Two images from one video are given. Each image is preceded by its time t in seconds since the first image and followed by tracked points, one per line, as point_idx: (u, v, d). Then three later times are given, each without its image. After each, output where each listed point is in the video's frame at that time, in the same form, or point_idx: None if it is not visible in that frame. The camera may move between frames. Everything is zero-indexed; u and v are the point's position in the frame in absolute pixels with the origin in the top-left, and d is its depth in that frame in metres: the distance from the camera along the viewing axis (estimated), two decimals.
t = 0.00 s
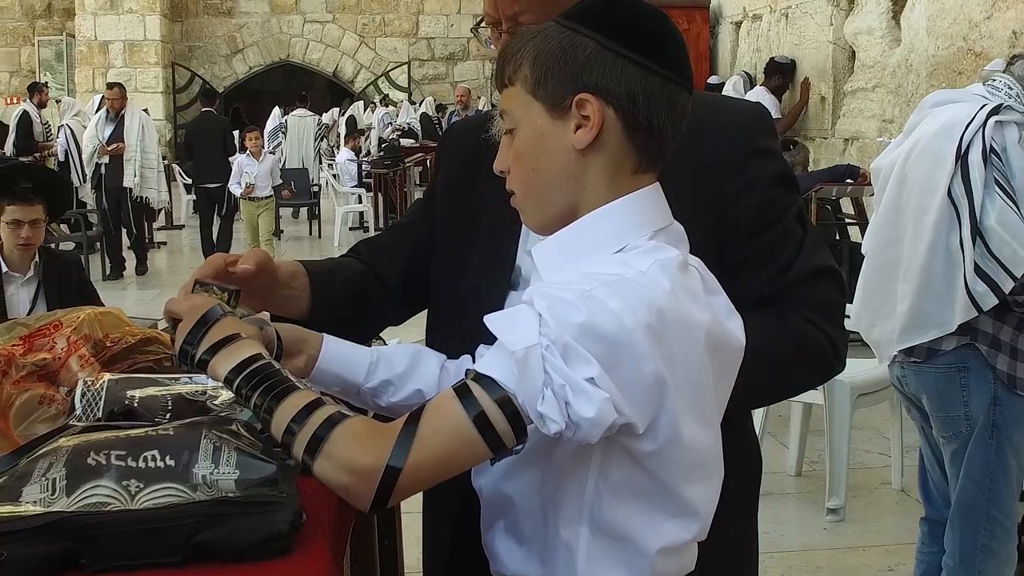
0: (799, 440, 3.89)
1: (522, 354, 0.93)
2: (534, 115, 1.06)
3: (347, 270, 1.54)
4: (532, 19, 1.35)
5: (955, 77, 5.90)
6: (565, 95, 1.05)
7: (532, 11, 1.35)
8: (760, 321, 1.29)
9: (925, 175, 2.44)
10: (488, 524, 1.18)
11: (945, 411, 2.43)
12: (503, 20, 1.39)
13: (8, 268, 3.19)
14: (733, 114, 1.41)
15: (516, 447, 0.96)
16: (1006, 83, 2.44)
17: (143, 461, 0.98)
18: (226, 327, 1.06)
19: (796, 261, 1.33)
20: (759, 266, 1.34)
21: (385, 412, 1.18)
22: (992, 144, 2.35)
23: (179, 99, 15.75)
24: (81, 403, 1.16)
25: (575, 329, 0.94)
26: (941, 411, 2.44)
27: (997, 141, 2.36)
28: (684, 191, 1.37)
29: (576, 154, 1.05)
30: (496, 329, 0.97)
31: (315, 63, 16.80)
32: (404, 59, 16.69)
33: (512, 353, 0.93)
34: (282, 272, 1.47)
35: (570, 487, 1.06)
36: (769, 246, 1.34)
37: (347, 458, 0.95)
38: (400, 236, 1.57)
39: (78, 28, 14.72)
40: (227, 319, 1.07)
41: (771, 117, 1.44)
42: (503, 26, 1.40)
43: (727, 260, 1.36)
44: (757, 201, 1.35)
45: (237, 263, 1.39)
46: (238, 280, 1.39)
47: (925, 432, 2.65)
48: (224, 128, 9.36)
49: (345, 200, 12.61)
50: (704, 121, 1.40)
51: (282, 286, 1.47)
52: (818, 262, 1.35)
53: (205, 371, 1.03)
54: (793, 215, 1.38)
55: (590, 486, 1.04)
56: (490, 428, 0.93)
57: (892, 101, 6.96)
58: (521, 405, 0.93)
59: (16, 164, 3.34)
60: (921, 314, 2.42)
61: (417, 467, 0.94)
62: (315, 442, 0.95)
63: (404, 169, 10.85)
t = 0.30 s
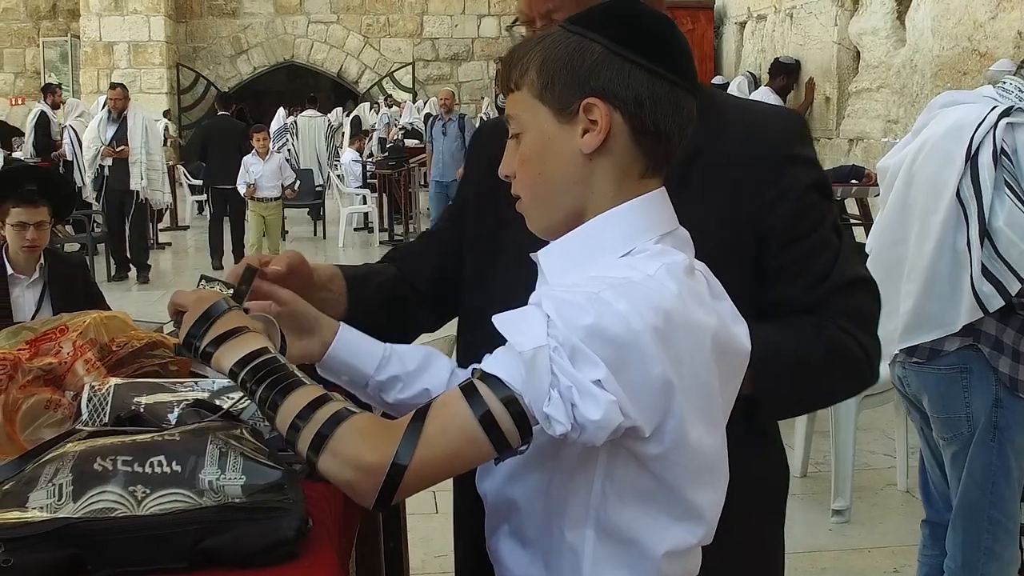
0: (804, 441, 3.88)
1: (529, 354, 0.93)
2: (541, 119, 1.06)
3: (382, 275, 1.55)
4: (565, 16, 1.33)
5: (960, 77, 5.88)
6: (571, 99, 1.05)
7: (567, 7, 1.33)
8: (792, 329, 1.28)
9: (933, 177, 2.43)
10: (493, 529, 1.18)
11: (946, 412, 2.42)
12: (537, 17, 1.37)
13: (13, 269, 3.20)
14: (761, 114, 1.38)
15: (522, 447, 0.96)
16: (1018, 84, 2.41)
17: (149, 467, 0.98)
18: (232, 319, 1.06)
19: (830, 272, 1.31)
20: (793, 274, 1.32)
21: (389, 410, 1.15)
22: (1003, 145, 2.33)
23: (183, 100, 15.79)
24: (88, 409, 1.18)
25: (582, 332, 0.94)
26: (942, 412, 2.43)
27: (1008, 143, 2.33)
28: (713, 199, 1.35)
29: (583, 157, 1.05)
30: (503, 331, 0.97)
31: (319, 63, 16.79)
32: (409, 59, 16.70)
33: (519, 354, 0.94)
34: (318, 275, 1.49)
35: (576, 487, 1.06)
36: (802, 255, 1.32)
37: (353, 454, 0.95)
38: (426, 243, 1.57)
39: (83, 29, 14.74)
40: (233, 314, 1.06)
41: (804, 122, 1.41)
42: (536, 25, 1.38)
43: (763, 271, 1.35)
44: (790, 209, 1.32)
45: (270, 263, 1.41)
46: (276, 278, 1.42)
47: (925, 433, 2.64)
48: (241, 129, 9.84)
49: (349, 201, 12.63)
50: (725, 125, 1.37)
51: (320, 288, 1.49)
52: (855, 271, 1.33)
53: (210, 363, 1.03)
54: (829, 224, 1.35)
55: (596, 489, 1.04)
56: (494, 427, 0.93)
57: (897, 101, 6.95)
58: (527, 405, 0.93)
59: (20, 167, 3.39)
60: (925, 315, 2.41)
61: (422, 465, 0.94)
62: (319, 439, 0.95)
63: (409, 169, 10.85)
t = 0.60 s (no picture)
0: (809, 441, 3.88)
1: (536, 356, 0.93)
2: (549, 122, 1.06)
3: (445, 277, 1.62)
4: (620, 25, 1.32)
5: (965, 77, 5.87)
6: (579, 101, 1.05)
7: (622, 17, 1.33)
8: (835, 362, 1.32)
9: (936, 178, 2.43)
10: (499, 529, 1.18)
11: (952, 414, 2.42)
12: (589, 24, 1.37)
13: (19, 271, 3.21)
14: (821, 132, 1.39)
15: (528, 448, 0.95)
16: (1016, 84, 2.39)
17: (154, 469, 0.98)
18: (236, 323, 1.06)
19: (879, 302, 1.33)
20: (848, 300, 1.34)
21: (392, 408, 1.14)
22: (1003, 147, 2.31)
23: (188, 100, 15.81)
24: (93, 411, 1.18)
25: (589, 333, 0.94)
26: (947, 414, 2.44)
27: (1008, 144, 2.31)
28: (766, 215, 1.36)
29: (591, 159, 1.05)
30: (509, 331, 0.97)
31: (324, 64, 16.83)
32: (413, 59, 16.72)
33: (526, 356, 0.93)
34: (382, 278, 1.56)
35: (582, 489, 1.06)
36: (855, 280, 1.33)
37: (359, 456, 0.94)
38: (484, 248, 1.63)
39: (87, 29, 14.76)
40: (238, 315, 1.07)
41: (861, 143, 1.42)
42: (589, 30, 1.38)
43: (813, 294, 1.36)
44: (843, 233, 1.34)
45: (329, 270, 1.47)
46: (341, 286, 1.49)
47: (931, 434, 2.64)
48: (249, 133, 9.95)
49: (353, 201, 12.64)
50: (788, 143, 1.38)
51: (385, 290, 1.57)
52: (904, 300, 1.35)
53: (216, 365, 1.04)
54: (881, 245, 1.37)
55: (602, 492, 1.04)
56: (501, 429, 0.92)
57: (902, 101, 6.94)
58: (534, 407, 0.92)
59: (26, 168, 3.37)
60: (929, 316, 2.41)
61: (430, 467, 0.93)
62: (326, 441, 0.95)
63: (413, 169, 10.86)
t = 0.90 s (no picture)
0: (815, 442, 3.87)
1: (548, 360, 0.93)
2: (559, 124, 1.06)
3: (461, 284, 1.66)
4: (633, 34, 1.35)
5: (969, 77, 5.86)
6: (589, 103, 1.05)
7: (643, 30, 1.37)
8: (845, 361, 1.34)
9: (937, 181, 2.43)
10: (507, 530, 1.18)
11: (959, 416, 2.42)
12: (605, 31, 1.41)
13: (24, 272, 3.22)
14: (832, 141, 1.42)
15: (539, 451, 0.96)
16: (1007, 85, 2.42)
17: (159, 472, 0.98)
18: (243, 321, 1.07)
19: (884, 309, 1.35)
20: (853, 307, 1.36)
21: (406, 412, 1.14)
22: (998, 150, 2.32)
23: (192, 101, 15.82)
24: (98, 414, 1.18)
25: (599, 337, 0.93)
26: (955, 417, 2.43)
27: (1004, 147, 2.32)
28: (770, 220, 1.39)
29: (600, 161, 1.05)
30: (520, 336, 0.96)
31: (328, 65, 16.83)
32: (417, 60, 16.74)
33: (538, 360, 0.93)
34: (400, 286, 1.59)
35: (590, 493, 1.06)
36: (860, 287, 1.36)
37: (370, 462, 0.94)
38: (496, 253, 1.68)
39: (92, 30, 14.77)
40: (242, 313, 1.08)
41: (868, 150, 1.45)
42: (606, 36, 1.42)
43: (816, 301, 1.39)
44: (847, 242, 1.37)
45: (343, 280, 1.49)
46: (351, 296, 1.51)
47: (940, 436, 2.64)
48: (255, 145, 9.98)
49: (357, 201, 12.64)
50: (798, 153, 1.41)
51: (402, 296, 1.60)
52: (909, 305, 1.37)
53: (221, 368, 1.04)
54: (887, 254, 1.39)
55: (610, 495, 1.04)
56: (512, 433, 0.92)
57: (906, 102, 6.94)
58: (545, 411, 0.92)
59: (30, 170, 3.41)
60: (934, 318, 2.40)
61: (443, 470, 0.93)
62: (336, 448, 0.95)
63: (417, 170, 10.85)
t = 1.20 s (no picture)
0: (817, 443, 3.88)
1: (547, 360, 0.93)
2: (565, 130, 1.06)
3: (428, 292, 1.63)
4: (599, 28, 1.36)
5: (972, 77, 5.86)
6: (596, 108, 1.05)
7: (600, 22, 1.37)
8: (808, 334, 1.33)
9: (940, 183, 2.42)
10: (511, 532, 1.17)
11: (955, 417, 2.43)
12: (567, 27, 1.41)
13: (28, 274, 3.23)
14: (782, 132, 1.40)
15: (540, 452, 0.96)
16: (1014, 85, 2.40)
17: (164, 476, 0.98)
18: (258, 315, 1.07)
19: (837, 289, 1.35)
20: (807, 284, 1.35)
21: (398, 388, 1.17)
22: (1003, 150, 2.31)
23: (195, 102, 15.85)
24: (103, 417, 1.18)
25: (600, 339, 0.94)
26: (951, 417, 2.44)
27: (1009, 147, 2.32)
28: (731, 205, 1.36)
29: (607, 166, 1.06)
30: (522, 337, 0.97)
31: (331, 65, 16.82)
32: (420, 60, 16.76)
33: (537, 360, 0.93)
34: (383, 285, 1.55)
35: (591, 494, 1.06)
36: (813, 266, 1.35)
37: (373, 458, 0.94)
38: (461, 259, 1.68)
39: (95, 31, 14.79)
40: (255, 310, 1.07)
41: (816, 137, 1.44)
42: (566, 33, 1.42)
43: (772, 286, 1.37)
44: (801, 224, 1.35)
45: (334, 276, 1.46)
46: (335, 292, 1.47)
47: (936, 437, 2.64)
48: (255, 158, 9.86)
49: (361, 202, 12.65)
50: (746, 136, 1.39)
51: (383, 296, 1.56)
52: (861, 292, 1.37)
53: (231, 362, 1.04)
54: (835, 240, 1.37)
55: (614, 495, 1.04)
56: (512, 433, 0.93)
57: (909, 102, 6.95)
58: (543, 411, 0.92)
59: (32, 172, 3.36)
60: (937, 318, 2.40)
61: (441, 466, 0.93)
62: (340, 438, 0.95)
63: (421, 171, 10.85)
